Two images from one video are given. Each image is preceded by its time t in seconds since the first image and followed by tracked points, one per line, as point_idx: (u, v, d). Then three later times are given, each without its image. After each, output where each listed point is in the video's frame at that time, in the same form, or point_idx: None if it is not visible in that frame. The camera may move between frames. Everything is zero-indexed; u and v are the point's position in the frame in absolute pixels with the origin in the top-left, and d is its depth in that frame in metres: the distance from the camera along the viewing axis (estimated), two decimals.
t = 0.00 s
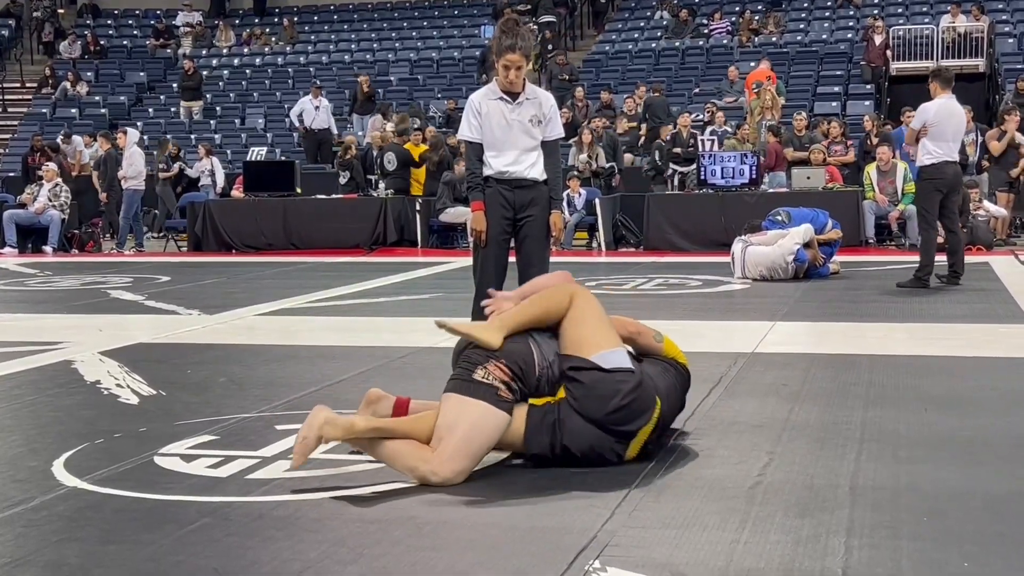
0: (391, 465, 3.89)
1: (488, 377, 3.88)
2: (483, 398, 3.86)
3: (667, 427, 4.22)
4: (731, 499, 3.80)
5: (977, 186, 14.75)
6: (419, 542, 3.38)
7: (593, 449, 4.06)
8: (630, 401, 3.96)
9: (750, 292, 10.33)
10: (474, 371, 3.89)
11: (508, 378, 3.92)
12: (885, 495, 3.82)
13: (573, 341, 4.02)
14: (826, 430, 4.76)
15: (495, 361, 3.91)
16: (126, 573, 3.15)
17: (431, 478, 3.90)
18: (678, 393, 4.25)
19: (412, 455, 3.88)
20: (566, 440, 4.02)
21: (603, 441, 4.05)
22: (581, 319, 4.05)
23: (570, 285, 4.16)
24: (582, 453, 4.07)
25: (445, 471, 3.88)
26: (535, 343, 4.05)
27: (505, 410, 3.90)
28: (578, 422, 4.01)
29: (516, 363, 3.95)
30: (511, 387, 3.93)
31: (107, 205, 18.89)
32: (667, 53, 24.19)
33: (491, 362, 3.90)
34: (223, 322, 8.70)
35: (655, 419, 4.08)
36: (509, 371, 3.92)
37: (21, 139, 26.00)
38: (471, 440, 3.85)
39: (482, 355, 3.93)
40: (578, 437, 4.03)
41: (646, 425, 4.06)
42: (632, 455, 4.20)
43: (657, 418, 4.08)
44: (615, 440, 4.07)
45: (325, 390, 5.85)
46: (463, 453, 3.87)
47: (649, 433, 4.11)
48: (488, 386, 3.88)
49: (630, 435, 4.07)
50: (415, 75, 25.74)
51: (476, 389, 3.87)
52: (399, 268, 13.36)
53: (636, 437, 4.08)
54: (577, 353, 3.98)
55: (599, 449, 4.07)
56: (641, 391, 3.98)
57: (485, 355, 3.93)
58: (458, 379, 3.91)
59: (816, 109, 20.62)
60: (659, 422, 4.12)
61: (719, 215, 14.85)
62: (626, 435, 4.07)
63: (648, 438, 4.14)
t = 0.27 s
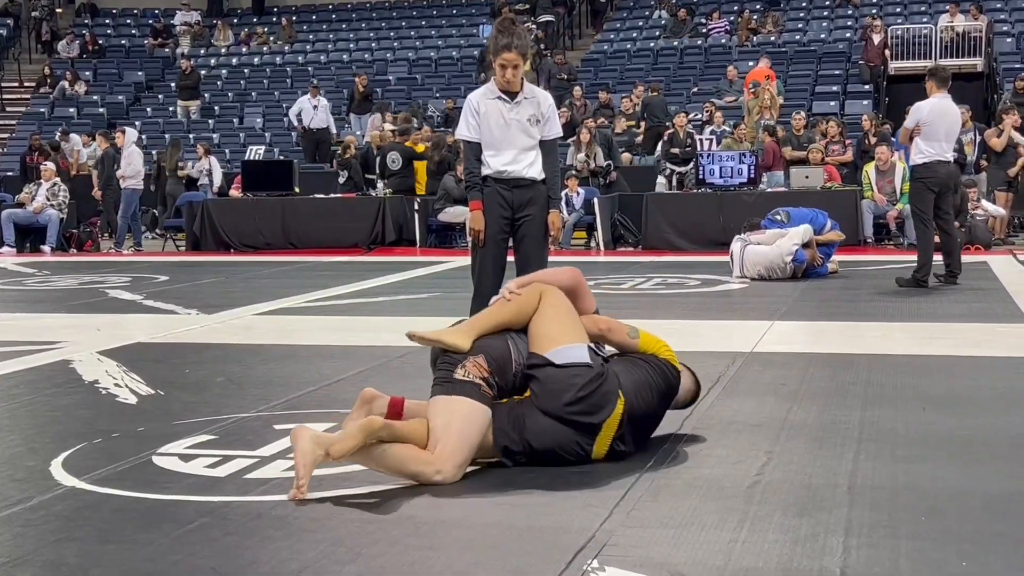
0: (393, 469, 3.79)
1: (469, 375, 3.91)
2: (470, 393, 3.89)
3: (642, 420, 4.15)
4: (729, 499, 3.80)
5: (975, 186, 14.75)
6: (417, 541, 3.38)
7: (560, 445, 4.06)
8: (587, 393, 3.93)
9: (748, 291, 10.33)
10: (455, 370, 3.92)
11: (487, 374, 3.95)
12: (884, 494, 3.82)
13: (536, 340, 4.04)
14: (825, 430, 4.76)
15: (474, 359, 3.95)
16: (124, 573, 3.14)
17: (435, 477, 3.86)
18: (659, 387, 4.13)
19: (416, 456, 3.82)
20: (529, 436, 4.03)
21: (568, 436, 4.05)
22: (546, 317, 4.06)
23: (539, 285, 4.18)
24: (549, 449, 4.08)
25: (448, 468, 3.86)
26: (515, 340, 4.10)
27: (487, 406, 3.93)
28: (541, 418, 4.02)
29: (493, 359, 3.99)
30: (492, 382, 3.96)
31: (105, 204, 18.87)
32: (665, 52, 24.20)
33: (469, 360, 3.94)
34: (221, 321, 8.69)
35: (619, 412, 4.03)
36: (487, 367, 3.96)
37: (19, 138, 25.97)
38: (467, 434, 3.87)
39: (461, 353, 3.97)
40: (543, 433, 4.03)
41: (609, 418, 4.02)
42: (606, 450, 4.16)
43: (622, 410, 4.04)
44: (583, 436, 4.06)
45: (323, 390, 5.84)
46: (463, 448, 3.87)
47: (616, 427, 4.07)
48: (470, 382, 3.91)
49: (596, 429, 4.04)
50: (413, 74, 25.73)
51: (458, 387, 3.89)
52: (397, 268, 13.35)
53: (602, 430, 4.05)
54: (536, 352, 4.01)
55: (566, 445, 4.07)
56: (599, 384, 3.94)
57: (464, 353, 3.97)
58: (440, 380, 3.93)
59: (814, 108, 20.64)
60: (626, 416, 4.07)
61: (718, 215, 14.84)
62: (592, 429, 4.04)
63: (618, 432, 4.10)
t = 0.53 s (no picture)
0: (397, 469, 3.76)
1: (463, 370, 3.94)
2: (469, 391, 3.90)
3: (627, 421, 4.12)
4: (727, 498, 3.81)
5: (973, 185, 14.75)
6: (414, 541, 3.38)
7: (545, 446, 4.03)
8: (572, 392, 3.89)
9: (745, 291, 10.33)
10: (449, 366, 3.94)
11: (481, 368, 3.99)
12: (882, 494, 3.83)
13: (523, 337, 4.05)
14: (823, 429, 4.77)
15: (466, 352, 3.98)
16: (122, 572, 3.14)
17: (437, 475, 3.88)
18: (644, 387, 4.11)
19: (422, 453, 3.81)
20: (514, 436, 4.01)
21: (553, 437, 4.01)
22: (536, 315, 4.08)
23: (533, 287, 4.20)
24: (535, 451, 4.04)
25: (449, 464, 3.89)
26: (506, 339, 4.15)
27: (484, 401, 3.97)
28: (526, 418, 3.99)
29: (485, 353, 4.04)
30: (484, 376, 4.00)
31: (104, 203, 18.86)
32: (664, 51, 24.19)
33: (461, 354, 3.97)
34: (219, 321, 8.68)
35: (603, 411, 4.00)
36: (479, 360, 4.00)
37: (17, 138, 25.94)
38: (467, 430, 3.89)
39: (452, 348, 3.99)
40: (527, 434, 4.00)
41: (592, 418, 3.99)
42: (592, 449, 4.13)
43: (605, 411, 4.00)
44: (567, 436, 4.02)
45: (321, 389, 5.84)
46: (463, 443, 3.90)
47: (600, 427, 4.04)
48: (466, 378, 3.93)
49: (580, 429, 4.01)
50: (412, 74, 25.72)
51: (452, 383, 3.91)
52: (396, 267, 13.34)
53: (585, 430, 4.02)
54: (524, 349, 4.01)
55: (552, 446, 4.04)
56: (583, 381, 3.90)
57: (456, 348, 4.00)
58: (436, 375, 3.94)
59: (813, 107, 20.65)
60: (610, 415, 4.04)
61: (716, 215, 14.85)
62: (577, 429, 4.01)
63: (603, 431, 4.07)
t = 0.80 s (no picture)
0: (386, 474, 3.79)
1: (475, 370, 3.92)
2: (474, 396, 3.84)
3: (653, 419, 4.17)
4: (726, 497, 3.81)
5: (972, 184, 14.74)
6: (413, 540, 3.38)
7: (582, 448, 4.03)
8: (612, 390, 3.93)
9: (744, 290, 10.33)
10: (462, 366, 3.92)
11: (494, 371, 3.96)
12: (880, 493, 3.83)
13: (544, 341, 4.06)
14: (821, 429, 4.77)
15: (480, 353, 3.96)
16: (120, 572, 3.14)
17: (435, 479, 3.85)
18: (661, 383, 4.19)
19: (414, 457, 3.81)
20: (551, 438, 3.99)
21: (590, 438, 4.02)
22: (545, 320, 4.08)
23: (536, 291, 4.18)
24: (571, 454, 4.04)
25: (448, 469, 3.85)
26: (520, 345, 4.08)
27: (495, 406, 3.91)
28: (560, 421, 3.99)
29: (500, 357, 4.00)
30: (496, 379, 3.96)
31: (102, 202, 18.85)
32: (662, 51, 24.18)
33: (475, 353, 3.95)
34: (217, 320, 8.68)
35: (638, 411, 4.04)
36: (493, 362, 3.97)
37: (15, 137, 25.93)
38: (471, 434, 3.83)
39: (466, 350, 3.98)
40: (565, 436, 4.00)
41: (629, 417, 4.02)
42: (618, 450, 4.15)
43: (639, 410, 4.04)
44: (603, 436, 4.04)
45: (319, 388, 5.84)
46: (464, 447, 3.84)
47: (634, 426, 4.07)
48: (477, 380, 3.90)
49: (615, 430, 4.03)
50: (410, 73, 25.70)
51: (461, 385, 3.88)
52: (394, 267, 13.33)
53: (620, 430, 4.04)
54: (551, 352, 4.01)
55: (588, 448, 4.04)
56: (620, 379, 3.96)
57: (472, 348, 3.98)
58: (446, 377, 3.92)
59: (811, 107, 20.64)
60: (643, 415, 4.08)
61: (715, 214, 14.86)
62: (611, 430, 4.03)
63: (636, 430, 4.10)
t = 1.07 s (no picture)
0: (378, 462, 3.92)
1: (476, 370, 3.85)
2: (469, 391, 3.83)
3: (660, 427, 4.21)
4: (725, 495, 3.81)
5: (970, 183, 14.74)
6: (413, 538, 3.38)
7: (590, 452, 4.05)
8: (628, 400, 3.97)
9: (743, 289, 10.34)
10: (461, 364, 3.86)
11: (496, 370, 3.89)
12: (878, 491, 3.83)
13: (561, 345, 4.04)
14: (819, 427, 4.77)
15: (483, 353, 3.88)
16: (119, 570, 3.13)
17: (422, 473, 3.90)
18: (671, 388, 4.22)
19: (402, 450, 3.91)
20: (561, 443, 4.01)
21: (599, 444, 4.04)
22: (563, 323, 4.06)
23: (560, 292, 4.12)
24: (579, 459, 4.06)
25: (435, 464, 3.88)
26: (530, 343, 4.00)
27: (493, 405, 3.85)
28: (570, 426, 4.01)
29: (504, 355, 3.92)
30: (497, 377, 3.88)
31: (101, 201, 18.85)
32: (661, 49, 24.20)
33: (477, 353, 3.88)
34: (216, 319, 8.69)
35: (650, 419, 4.08)
36: (496, 361, 3.89)
37: (14, 136, 25.91)
38: (461, 430, 3.82)
39: (472, 347, 3.91)
40: (574, 440, 4.02)
41: (639, 428, 4.05)
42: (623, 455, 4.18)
43: (651, 420, 4.07)
44: (612, 442, 4.06)
45: (318, 387, 5.85)
46: (454, 443, 3.84)
47: (645, 433, 4.11)
48: (475, 379, 3.84)
49: (624, 438, 4.06)
50: (408, 72, 25.71)
51: (460, 383, 3.84)
52: (393, 266, 13.34)
53: (630, 439, 4.07)
54: (570, 356, 3.99)
55: (596, 453, 4.06)
56: (636, 389, 3.99)
57: (476, 347, 3.92)
58: (445, 374, 3.90)
59: (810, 106, 20.66)
60: (654, 422, 4.12)
61: (714, 212, 14.87)
62: (620, 437, 4.06)
63: (645, 437, 4.14)
